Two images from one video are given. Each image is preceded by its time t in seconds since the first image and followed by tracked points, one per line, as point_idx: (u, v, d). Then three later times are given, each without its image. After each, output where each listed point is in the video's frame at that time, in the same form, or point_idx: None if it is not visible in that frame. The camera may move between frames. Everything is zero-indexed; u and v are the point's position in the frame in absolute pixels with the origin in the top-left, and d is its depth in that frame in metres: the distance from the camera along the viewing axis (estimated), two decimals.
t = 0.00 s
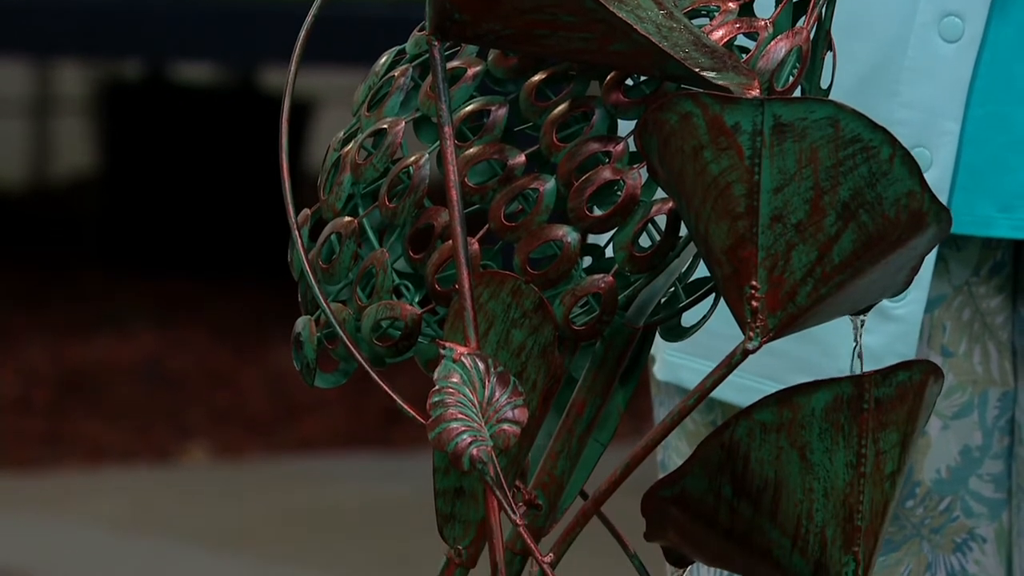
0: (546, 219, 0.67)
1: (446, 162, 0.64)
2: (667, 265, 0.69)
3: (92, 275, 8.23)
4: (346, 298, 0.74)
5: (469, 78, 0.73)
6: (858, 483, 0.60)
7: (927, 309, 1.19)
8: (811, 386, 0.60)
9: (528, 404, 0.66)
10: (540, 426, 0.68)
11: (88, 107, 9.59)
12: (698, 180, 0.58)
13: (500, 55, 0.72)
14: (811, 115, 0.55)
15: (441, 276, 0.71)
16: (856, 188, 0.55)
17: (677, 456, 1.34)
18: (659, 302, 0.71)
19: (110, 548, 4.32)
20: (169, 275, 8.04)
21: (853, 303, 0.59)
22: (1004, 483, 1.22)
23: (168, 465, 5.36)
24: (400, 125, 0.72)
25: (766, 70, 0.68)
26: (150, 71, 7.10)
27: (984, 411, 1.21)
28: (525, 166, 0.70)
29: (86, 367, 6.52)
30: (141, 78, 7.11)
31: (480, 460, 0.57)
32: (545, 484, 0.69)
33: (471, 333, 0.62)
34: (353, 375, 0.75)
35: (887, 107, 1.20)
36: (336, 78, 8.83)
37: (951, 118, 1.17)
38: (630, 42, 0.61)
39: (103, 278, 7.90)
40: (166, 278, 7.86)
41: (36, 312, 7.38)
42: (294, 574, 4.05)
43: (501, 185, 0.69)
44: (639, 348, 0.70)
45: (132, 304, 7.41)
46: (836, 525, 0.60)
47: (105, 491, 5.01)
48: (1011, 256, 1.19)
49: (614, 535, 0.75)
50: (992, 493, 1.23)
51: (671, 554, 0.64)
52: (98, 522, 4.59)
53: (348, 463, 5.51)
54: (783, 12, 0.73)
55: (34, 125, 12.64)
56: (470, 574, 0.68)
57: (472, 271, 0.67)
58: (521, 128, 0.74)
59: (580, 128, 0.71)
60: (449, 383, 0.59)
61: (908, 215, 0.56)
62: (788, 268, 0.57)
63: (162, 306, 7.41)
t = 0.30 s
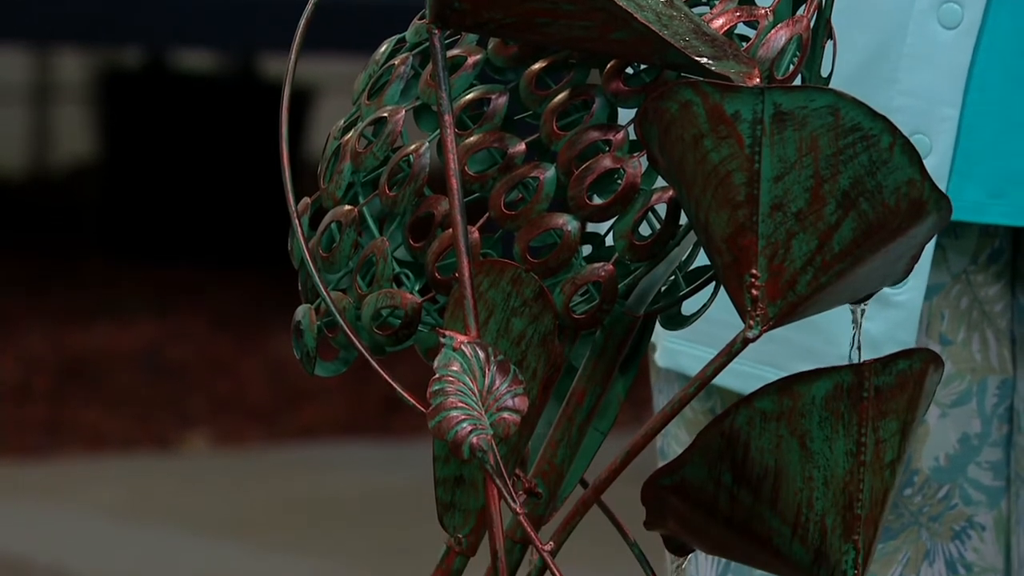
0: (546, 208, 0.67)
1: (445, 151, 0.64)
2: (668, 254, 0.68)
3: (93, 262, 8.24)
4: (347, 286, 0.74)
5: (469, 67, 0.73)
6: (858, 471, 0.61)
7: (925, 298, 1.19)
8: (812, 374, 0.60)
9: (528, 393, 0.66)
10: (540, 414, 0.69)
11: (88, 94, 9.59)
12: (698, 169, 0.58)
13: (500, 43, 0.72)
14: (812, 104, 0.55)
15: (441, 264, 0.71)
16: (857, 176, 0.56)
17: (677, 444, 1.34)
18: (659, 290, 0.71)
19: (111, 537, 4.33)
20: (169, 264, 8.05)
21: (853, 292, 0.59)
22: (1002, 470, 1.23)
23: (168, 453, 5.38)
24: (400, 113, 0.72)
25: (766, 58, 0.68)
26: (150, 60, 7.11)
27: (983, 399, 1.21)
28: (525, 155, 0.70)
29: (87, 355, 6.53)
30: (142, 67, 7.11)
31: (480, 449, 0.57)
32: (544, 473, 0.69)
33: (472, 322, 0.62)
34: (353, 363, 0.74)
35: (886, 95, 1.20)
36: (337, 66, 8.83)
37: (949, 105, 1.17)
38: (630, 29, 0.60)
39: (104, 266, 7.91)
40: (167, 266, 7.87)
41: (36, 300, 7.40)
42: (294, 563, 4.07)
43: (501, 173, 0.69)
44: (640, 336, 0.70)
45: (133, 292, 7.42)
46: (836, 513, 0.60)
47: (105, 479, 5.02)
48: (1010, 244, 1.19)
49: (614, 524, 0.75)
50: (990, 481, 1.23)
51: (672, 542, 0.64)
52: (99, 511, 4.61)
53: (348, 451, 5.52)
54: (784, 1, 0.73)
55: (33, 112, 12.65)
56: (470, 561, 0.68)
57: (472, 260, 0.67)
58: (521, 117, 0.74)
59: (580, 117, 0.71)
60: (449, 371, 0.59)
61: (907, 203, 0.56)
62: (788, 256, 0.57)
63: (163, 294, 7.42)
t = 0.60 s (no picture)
0: (545, 195, 0.67)
1: (446, 138, 0.64)
2: (667, 242, 0.68)
3: (93, 249, 8.25)
4: (347, 274, 0.74)
5: (469, 55, 0.72)
6: (859, 458, 0.60)
7: (923, 286, 1.18)
8: (810, 362, 0.60)
9: (528, 380, 0.66)
10: (540, 402, 0.68)
11: (87, 81, 9.61)
12: (698, 156, 0.57)
13: (499, 31, 0.72)
14: (812, 91, 0.55)
15: (442, 252, 0.71)
16: (857, 164, 0.56)
17: (677, 431, 1.34)
18: (659, 278, 0.70)
19: (111, 524, 4.33)
20: (169, 251, 8.06)
21: (853, 280, 0.59)
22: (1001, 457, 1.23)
23: (168, 440, 5.39)
24: (400, 101, 0.72)
25: (766, 46, 0.68)
26: (151, 47, 7.11)
27: (982, 386, 1.22)
28: (524, 143, 0.70)
29: (87, 342, 6.54)
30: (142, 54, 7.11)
31: (481, 436, 0.58)
32: (544, 461, 0.69)
33: (471, 310, 0.62)
34: (353, 351, 0.75)
35: (884, 83, 1.20)
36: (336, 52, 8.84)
37: (948, 94, 1.17)
38: (629, 18, 0.60)
39: (104, 254, 7.92)
40: (167, 254, 7.88)
41: (36, 287, 7.41)
42: (295, 550, 4.07)
43: (501, 161, 0.69)
44: (640, 324, 0.70)
45: (133, 280, 7.43)
46: (836, 501, 0.60)
47: (106, 466, 5.04)
48: (1009, 232, 1.19)
49: (614, 512, 0.75)
50: (989, 468, 1.23)
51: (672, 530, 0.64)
52: (99, 497, 4.61)
53: (347, 439, 5.53)
54: None
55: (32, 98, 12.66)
56: (470, 549, 0.68)
57: (471, 248, 0.67)
58: (521, 104, 0.73)
59: (580, 104, 0.71)
60: (449, 359, 0.59)
61: (908, 191, 0.56)
62: (788, 244, 0.56)
63: (163, 282, 7.43)
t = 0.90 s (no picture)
0: (546, 182, 0.67)
1: (446, 126, 0.64)
2: (668, 230, 0.68)
3: (93, 237, 8.26)
4: (346, 262, 0.74)
5: (469, 42, 0.72)
6: (858, 447, 0.60)
7: (927, 273, 1.18)
8: (811, 350, 0.59)
9: (528, 368, 0.66)
10: (539, 390, 0.68)
11: (88, 69, 9.62)
12: (698, 144, 0.57)
13: (500, 18, 0.72)
14: (812, 79, 0.55)
15: (441, 239, 0.71)
16: (857, 152, 0.56)
17: (678, 417, 1.34)
18: (659, 265, 0.70)
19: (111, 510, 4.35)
20: (170, 239, 8.07)
21: (853, 267, 0.59)
22: (1004, 445, 1.23)
23: (168, 427, 5.41)
24: (400, 89, 0.72)
25: (766, 33, 0.68)
26: (150, 35, 7.11)
27: (985, 372, 1.22)
28: (525, 131, 0.70)
29: (87, 330, 6.55)
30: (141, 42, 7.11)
31: (480, 425, 0.58)
32: (545, 448, 0.69)
33: (471, 298, 0.62)
34: (353, 339, 0.75)
35: (888, 71, 1.19)
36: (337, 39, 8.85)
37: (952, 81, 1.16)
38: (630, 5, 0.60)
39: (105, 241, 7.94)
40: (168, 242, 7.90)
41: (36, 274, 7.42)
42: (294, 537, 4.09)
43: (501, 149, 0.69)
44: (640, 312, 0.70)
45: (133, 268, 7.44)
46: (836, 489, 0.60)
47: (106, 453, 5.05)
48: (1012, 219, 1.19)
49: (615, 500, 0.75)
50: (992, 455, 1.23)
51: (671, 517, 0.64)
52: (100, 484, 4.63)
53: (347, 426, 5.54)
54: None
55: (33, 85, 12.69)
56: (470, 536, 0.68)
57: (472, 235, 0.67)
58: (521, 92, 0.73)
59: (580, 93, 0.71)
60: (450, 347, 0.59)
61: (907, 179, 0.56)
62: (788, 232, 0.56)
63: (163, 270, 7.44)
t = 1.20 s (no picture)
0: (546, 170, 0.67)
1: (446, 114, 0.64)
2: (667, 217, 0.68)
3: (92, 223, 8.27)
4: (347, 249, 0.74)
5: (469, 30, 0.72)
6: (858, 434, 0.60)
7: (929, 260, 1.18)
8: (811, 337, 0.59)
9: (528, 356, 0.66)
10: (540, 377, 0.68)
11: (88, 56, 9.64)
12: (698, 131, 0.57)
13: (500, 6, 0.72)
14: (812, 66, 0.55)
15: (441, 227, 0.71)
16: (857, 140, 0.56)
17: (680, 403, 1.34)
18: (659, 253, 0.70)
19: (112, 497, 4.36)
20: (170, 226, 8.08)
21: (853, 255, 0.59)
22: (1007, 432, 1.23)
23: (168, 413, 5.42)
24: (400, 76, 0.71)
25: (766, 21, 0.67)
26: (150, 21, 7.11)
27: (988, 359, 1.22)
28: (524, 119, 0.70)
29: (87, 317, 6.56)
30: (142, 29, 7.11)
31: (480, 413, 0.58)
32: (544, 436, 0.69)
33: (472, 285, 0.62)
34: (353, 326, 0.75)
35: (892, 57, 1.19)
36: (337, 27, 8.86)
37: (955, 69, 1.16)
38: None
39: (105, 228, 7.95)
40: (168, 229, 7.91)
41: (36, 261, 7.42)
42: (295, 524, 4.09)
43: (501, 136, 0.69)
44: (640, 300, 0.70)
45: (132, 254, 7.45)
46: (835, 476, 0.60)
47: (106, 439, 5.06)
48: (1016, 207, 1.19)
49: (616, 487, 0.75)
50: (995, 442, 1.23)
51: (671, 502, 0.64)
52: (100, 471, 4.63)
53: (347, 413, 5.55)
54: None
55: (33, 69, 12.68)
56: (470, 524, 0.68)
57: (472, 223, 0.67)
58: (521, 80, 0.73)
59: (580, 80, 0.71)
60: (450, 335, 0.59)
61: (908, 166, 0.56)
62: (788, 219, 0.56)
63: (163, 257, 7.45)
